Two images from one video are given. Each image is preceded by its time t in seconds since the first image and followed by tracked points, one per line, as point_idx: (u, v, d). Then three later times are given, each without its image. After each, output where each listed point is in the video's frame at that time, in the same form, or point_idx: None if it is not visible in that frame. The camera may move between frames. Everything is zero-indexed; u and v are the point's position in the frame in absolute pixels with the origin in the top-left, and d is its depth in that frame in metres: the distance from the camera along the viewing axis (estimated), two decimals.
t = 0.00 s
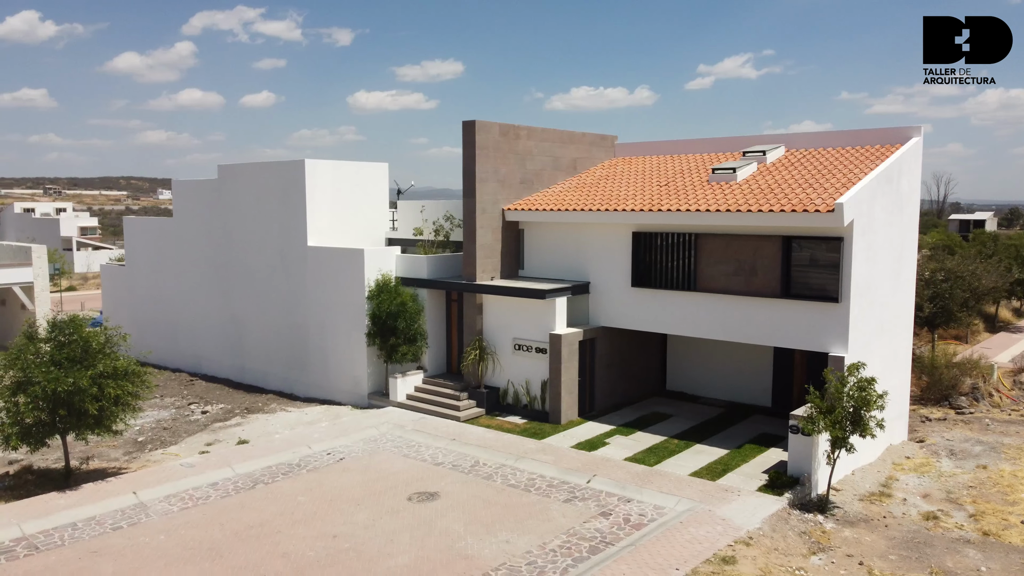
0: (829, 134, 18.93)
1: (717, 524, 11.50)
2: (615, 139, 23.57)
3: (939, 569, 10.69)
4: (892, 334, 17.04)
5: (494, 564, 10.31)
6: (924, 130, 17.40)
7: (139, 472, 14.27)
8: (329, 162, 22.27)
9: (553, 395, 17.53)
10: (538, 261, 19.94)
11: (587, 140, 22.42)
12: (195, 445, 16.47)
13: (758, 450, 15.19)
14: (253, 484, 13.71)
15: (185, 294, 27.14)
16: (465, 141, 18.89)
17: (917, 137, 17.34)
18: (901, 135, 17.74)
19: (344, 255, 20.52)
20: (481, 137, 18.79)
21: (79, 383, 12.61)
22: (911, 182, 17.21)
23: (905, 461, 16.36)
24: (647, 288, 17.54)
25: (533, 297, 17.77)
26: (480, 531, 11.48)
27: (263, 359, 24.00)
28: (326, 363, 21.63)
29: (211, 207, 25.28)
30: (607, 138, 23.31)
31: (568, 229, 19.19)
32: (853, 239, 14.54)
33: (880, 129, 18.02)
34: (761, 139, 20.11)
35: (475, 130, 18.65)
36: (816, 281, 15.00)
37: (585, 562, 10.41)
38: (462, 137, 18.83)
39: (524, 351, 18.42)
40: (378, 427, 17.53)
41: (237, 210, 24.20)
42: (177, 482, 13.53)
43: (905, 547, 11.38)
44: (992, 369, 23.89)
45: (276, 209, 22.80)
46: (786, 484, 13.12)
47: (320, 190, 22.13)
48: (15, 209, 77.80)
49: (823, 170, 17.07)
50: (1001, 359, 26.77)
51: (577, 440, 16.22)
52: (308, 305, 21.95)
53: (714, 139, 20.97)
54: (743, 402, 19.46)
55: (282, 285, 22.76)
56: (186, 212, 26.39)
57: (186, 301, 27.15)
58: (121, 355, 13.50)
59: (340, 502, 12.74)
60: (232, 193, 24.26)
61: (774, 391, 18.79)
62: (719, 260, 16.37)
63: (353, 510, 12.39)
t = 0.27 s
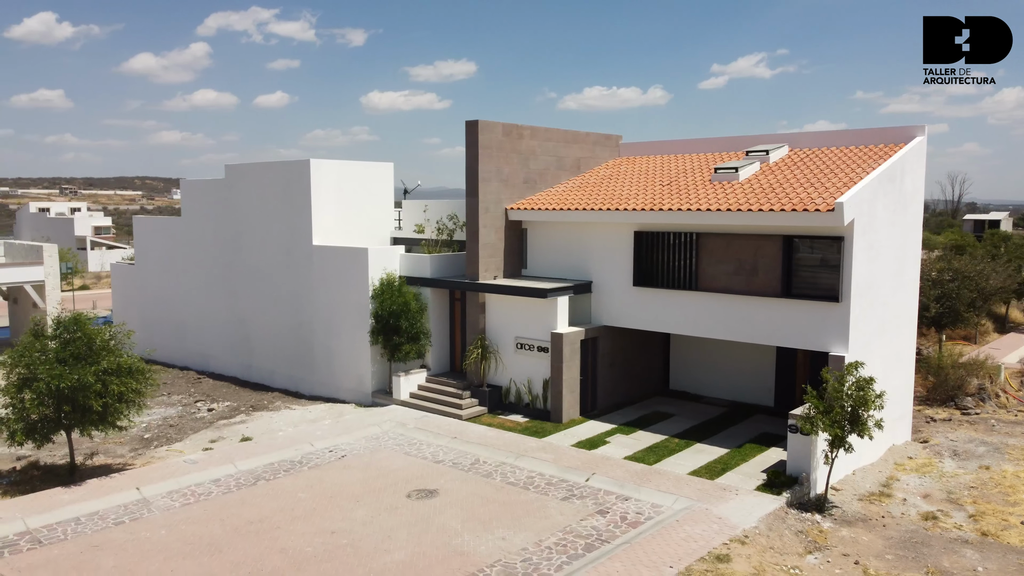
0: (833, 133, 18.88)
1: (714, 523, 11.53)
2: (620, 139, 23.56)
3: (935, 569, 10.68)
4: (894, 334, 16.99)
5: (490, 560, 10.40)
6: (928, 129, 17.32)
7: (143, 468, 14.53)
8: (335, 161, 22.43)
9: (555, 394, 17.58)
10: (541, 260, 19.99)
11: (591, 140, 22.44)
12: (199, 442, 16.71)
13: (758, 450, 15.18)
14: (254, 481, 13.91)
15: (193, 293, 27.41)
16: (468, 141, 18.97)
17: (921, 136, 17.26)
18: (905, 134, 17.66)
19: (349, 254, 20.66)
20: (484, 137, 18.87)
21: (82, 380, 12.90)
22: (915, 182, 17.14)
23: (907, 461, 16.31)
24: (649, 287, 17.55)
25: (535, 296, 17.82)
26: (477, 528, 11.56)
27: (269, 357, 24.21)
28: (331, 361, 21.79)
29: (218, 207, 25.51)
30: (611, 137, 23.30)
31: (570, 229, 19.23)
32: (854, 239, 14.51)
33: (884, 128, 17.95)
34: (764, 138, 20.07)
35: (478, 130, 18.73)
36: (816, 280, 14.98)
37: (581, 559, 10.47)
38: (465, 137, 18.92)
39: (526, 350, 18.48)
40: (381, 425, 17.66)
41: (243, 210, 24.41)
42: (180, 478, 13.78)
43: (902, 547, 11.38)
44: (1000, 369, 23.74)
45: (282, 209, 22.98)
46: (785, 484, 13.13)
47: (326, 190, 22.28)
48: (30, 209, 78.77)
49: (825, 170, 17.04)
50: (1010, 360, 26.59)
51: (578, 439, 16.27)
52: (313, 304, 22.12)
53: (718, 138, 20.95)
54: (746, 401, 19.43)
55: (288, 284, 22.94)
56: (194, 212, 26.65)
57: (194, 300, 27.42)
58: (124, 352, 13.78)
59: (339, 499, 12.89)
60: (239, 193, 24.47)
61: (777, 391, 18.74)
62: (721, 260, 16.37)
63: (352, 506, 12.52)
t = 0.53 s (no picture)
0: (835, 133, 18.85)
1: (708, 521, 11.58)
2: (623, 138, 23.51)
3: (930, 568, 10.69)
4: (896, 333, 16.95)
5: (484, 557, 10.49)
6: (930, 128, 17.27)
7: (145, 465, 14.77)
8: (338, 162, 22.58)
9: (555, 393, 17.64)
10: (542, 260, 20.04)
11: (594, 140, 22.43)
12: (202, 439, 16.94)
13: (757, 449, 15.18)
14: (254, 477, 14.10)
15: (200, 292, 27.65)
16: (469, 141, 19.03)
17: (923, 135, 17.21)
18: (907, 134, 17.61)
19: (352, 254, 20.78)
20: (485, 137, 18.92)
21: (84, 376, 13.29)
22: (916, 181, 17.10)
23: (908, 461, 16.27)
24: (650, 286, 17.57)
25: (536, 295, 17.88)
26: (473, 525, 11.65)
27: (274, 356, 24.39)
28: (334, 360, 21.93)
29: (224, 207, 25.73)
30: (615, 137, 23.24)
31: (571, 228, 19.26)
32: (854, 238, 14.49)
33: (886, 128, 17.91)
34: (766, 138, 20.05)
35: (480, 130, 18.79)
36: (816, 280, 14.97)
37: (574, 556, 10.54)
38: (466, 137, 18.99)
39: (527, 349, 18.55)
40: (382, 423, 17.78)
41: (249, 209, 24.61)
42: (181, 475, 14.02)
43: (897, 546, 11.40)
44: (1004, 370, 23.63)
45: (287, 208, 23.15)
46: (782, 483, 13.15)
47: (329, 190, 22.43)
48: (42, 209, 79.60)
49: (826, 169, 17.01)
50: (1015, 360, 26.45)
51: (577, 437, 16.32)
52: (317, 303, 22.27)
53: (720, 138, 20.94)
54: (747, 401, 19.42)
55: (293, 283, 23.11)
56: (201, 212, 26.88)
57: (201, 299, 27.67)
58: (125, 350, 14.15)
59: (337, 496, 13.03)
60: (245, 193, 24.67)
61: (778, 391, 18.72)
62: (721, 259, 16.38)
63: (350, 503, 12.65)
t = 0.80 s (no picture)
0: (832, 133, 18.85)
1: (698, 520, 11.64)
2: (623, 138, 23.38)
3: (918, 567, 10.73)
4: (891, 333, 16.95)
5: (474, 555, 10.57)
6: (926, 128, 17.26)
7: (143, 463, 14.93)
8: (338, 162, 22.66)
9: (551, 392, 17.70)
10: (540, 259, 20.09)
11: (593, 139, 22.35)
12: (200, 437, 17.09)
13: (751, 449, 15.22)
14: (250, 475, 14.23)
15: (201, 291, 27.81)
16: (467, 141, 19.03)
17: (920, 135, 17.19)
18: (904, 134, 17.59)
19: (350, 253, 20.86)
20: (483, 136, 18.92)
21: (81, 373, 13.55)
22: (912, 181, 17.09)
23: (902, 461, 16.30)
24: (646, 286, 17.59)
25: (532, 295, 17.93)
26: (464, 523, 11.74)
27: (274, 354, 24.53)
28: (333, 359, 22.04)
29: (226, 207, 25.86)
30: (615, 137, 23.12)
31: (568, 228, 19.28)
32: (848, 238, 14.50)
33: (883, 128, 17.89)
34: (764, 137, 20.04)
35: (477, 130, 18.78)
36: (810, 280, 14.98)
37: (563, 554, 10.61)
38: (464, 137, 18.99)
39: (523, 348, 18.62)
40: (378, 422, 17.88)
41: (250, 210, 24.73)
42: (178, 472, 14.17)
43: (886, 545, 11.43)
44: (1004, 370, 23.63)
45: (287, 208, 23.25)
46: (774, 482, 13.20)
47: (328, 190, 22.51)
48: (49, 207, 80.06)
49: (822, 169, 17.00)
50: (1015, 360, 26.40)
51: (572, 436, 16.39)
52: (317, 302, 22.38)
53: (718, 138, 20.94)
54: (743, 401, 19.44)
55: (293, 283, 23.23)
56: (203, 212, 27.03)
57: (202, 298, 27.83)
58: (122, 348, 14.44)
59: (331, 494, 13.12)
60: (246, 193, 24.78)
61: (775, 390, 18.74)
62: (716, 259, 16.41)
63: (344, 501, 12.75)
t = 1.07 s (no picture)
0: (828, 133, 18.88)
1: (689, 518, 11.70)
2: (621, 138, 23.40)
3: (907, 565, 10.78)
4: (886, 333, 16.96)
5: (464, 551, 10.65)
6: (921, 128, 17.27)
7: (139, 460, 15.05)
8: (336, 162, 22.75)
9: (546, 391, 17.77)
10: (536, 259, 20.15)
11: (590, 139, 22.37)
12: (197, 436, 17.21)
13: (744, 447, 15.27)
14: (245, 473, 14.33)
15: (202, 290, 27.95)
16: (463, 141, 19.09)
17: (914, 135, 17.21)
18: (899, 133, 17.60)
19: (348, 253, 20.96)
20: (479, 137, 18.98)
21: (77, 372, 13.71)
22: (907, 181, 17.11)
23: (896, 460, 16.33)
24: (641, 285, 17.64)
25: (527, 294, 18.00)
26: (456, 520, 11.82)
27: (273, 354, 24.64)
28: (331, 358, 22.14)
29: (226, 206, 25.97)
30: (613, 137, 23.15)
31: (564, 227, 19.33)
32: (841, 238, 14.53)
33: (878, 128, 17.91)
34: (760, 137, 20.07)
35: (473, 130, 18.85)
36: (803, 279, 15.02)
37: (553, 551, 10.68)
38: (460, 137, 19.05)
39: (519, 347, 18.69)
40: (374, 420, 17.96)
41: (250, 209, 24.84)
42: (173, 470, 14.28)
43: (876, 543, 11.47)
44: (1002, 370, 23.64)
45: (286, 208, 23.36)
46: (765, 480, 13.24)
47: (326, 190, 22.59)
48: (52, 207, 80.35)
49: (817, 169, 17.03)
50: (1014, 360, 26.39)
51: (566, 435, 16.44)
52: (315, 301, 22.48)
53: (714, 138, 20.96)
54: (739, 400, 19.48)
55: (291, 282, 23.34)
56: (203, 212, 27.15)
57: (203, 297, 27.97)
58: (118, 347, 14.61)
59: (325, 491, 13.21)
60: (246, 193, 24.89)
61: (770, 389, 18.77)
62: (710, 258, 16.45)
63: (337, 499, 12.84)
